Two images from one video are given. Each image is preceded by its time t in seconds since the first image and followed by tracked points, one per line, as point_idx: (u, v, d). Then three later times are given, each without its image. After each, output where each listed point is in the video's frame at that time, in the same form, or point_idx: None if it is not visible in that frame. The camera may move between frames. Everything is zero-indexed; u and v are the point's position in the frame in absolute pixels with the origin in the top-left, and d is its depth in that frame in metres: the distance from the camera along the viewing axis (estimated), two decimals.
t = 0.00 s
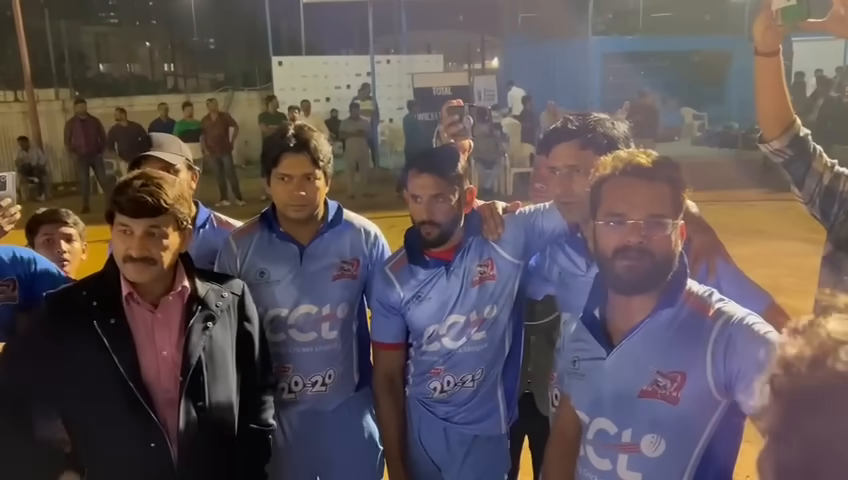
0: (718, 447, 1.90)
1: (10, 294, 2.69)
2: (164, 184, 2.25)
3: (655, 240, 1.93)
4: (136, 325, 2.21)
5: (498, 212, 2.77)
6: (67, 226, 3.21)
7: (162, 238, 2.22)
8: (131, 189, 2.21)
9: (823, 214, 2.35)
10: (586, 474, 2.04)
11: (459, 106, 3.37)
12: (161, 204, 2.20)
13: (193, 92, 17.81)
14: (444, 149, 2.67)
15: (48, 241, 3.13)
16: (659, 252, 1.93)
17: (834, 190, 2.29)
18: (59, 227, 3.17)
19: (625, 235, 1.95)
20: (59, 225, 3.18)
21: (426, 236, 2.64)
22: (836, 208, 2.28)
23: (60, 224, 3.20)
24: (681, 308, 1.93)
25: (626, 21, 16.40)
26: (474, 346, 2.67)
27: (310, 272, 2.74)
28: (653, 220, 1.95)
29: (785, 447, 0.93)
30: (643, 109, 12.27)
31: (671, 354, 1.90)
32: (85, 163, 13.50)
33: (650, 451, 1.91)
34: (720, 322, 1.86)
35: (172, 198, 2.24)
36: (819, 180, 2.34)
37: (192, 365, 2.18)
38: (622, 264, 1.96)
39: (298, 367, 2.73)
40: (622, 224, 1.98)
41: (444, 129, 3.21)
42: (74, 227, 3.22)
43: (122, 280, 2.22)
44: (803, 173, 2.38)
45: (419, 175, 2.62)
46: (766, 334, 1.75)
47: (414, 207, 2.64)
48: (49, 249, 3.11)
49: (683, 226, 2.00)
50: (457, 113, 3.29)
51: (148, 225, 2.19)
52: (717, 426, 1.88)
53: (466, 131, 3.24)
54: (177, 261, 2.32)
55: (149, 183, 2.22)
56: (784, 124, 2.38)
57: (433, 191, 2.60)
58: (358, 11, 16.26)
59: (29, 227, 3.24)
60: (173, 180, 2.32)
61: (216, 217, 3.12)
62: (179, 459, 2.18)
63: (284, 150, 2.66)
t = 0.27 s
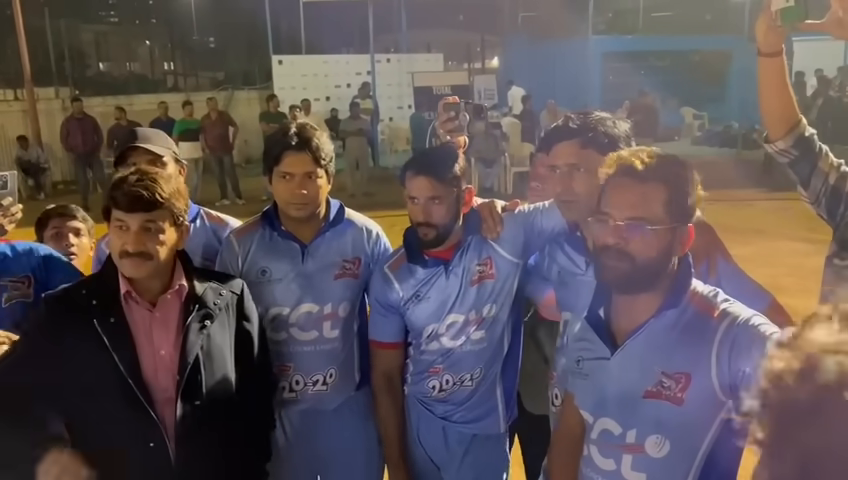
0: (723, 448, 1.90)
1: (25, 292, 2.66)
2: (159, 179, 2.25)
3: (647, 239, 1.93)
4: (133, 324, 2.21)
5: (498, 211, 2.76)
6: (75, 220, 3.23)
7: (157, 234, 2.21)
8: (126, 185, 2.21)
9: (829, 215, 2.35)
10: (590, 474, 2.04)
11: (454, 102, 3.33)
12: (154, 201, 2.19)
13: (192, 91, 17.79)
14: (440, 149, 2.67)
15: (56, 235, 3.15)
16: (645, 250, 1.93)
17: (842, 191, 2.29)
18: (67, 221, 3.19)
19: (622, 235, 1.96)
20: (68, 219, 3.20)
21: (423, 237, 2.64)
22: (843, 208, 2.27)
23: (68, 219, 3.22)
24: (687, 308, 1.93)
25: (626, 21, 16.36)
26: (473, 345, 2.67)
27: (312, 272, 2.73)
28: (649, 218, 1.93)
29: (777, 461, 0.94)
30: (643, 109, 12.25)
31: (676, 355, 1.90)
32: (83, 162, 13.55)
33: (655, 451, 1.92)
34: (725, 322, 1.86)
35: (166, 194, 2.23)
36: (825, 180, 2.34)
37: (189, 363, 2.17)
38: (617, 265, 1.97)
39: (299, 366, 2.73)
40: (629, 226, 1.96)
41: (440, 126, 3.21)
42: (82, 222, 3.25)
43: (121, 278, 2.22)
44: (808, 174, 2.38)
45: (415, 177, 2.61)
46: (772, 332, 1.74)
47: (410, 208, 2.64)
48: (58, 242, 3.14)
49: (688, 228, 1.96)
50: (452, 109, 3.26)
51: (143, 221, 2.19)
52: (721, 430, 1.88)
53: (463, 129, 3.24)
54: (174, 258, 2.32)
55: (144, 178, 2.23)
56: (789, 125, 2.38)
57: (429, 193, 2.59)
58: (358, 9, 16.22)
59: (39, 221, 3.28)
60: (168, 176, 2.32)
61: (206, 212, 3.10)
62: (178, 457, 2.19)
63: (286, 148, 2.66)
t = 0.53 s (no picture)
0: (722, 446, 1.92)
1: (33, 293, 2.60)
2: (155, 179, 2.23)
3: (643, 239, 1.94)
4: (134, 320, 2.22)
5: (498, 210, 2.77)
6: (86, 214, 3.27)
7: (154, 231, 2.20)
8: (121, 184, 2.19)
9: (834, 219, 2.35)
10: (592, 471, 2.05)
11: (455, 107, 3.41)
12: (150, 200, 2.18)
13: (193, 90, 17.80)
14: (437, 148, 2.66)
15: (67, 228, 3.20)
16: (640, 249, 1.93)
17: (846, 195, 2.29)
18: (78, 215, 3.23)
19: (620, 237, 1.97)
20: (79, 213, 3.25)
21: (422, 233, 2.66)
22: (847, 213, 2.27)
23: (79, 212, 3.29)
24: (690, 306, 1.93)
25: (627, 21, 16.35)
26: (471, 343, 2.69)
27: (314, 269, 2.75)
28: (647, 220, 1.94)
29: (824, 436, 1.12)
30: (643, 108, 12.27)
31: (677, 352, 1.91)
32: (84, 160, 13.57)
33: (656, 447, 1.93)
34: (727, 320, 1.87)
35: (162, 191, 2.22)
36: (829, 185, 2.34)
37: (189, 359, 2.18)
38: (615, 264, 1.98)
39: (302, 364, 2.74)
40: (634, 228, 1.95)
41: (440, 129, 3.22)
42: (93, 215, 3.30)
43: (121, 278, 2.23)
44: (811, 179, 2.38)
45: (413, 175, 2.62)
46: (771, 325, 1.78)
47: (410, 205, 2.65)
48: (67, 236, 3.18)
49: (688, 229, 1.95)
50: (452, 115, 3.33)
51: (140, 221, 2.18)
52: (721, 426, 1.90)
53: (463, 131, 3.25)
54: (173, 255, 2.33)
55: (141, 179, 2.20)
56: (789, 133, 2.40)
57: (428, 191, 2.60)
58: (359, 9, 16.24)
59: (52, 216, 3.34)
60: (164, 174, 2.30)
61: (205, 211, 3.11)
62: (179, 453, 2.21)
63: (291, 146, 2.66)
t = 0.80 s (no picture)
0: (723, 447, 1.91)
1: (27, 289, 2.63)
2: (158, 190, 2.17)
3: (640, 237, 1.95)
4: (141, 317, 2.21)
5: (497, 208, 2.78)
6: (96, 214, 3.26)
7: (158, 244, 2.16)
8: (125, 198, 2.13)
9: (835, 222, 2.36)
10: (593, 469, 2.06)
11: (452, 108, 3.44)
12: (154, 212, 2.13)
13: (194, 88, 17.80)
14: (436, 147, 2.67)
15: (74, 228, 3.20)
16: (637, 246, 1.95)
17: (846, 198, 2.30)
18: (86, 214, 3.23)
19: (619, 235, 1.99)
20: (87, 212, 3.24)
21: (422, 232, 2.66)
22: None
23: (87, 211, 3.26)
24: (689, 303, 1.94)
25: (628, 21, 16.35)
26: (471, 340, 2.70)
27: (317, 267, 2.76)
28: (644, 219, 1.96)
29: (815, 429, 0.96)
30: (644, 108, 12.28)
31: (677, 349, 1.92)
32: (87, 157, 13.58)
33: (657, 443, 1.93)
34: (726, 317, 1.87)
35: (166, 204, 2.16)
36: (828, 189, 2.35)
37: (198, 355, 2.20)
38: (614, 262, 1.99)
39: (305, 363, 2.75)
40: (631, 227, 1.97)
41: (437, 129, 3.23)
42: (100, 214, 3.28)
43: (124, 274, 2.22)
44: (810, 185, 2.40)
45: (411, 174, 2.62)
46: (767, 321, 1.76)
47: (410, 204, 2.66)
48: (75, 236, 3.18)
49: (686, 226, 1.97)
50: (450, 115, 3.37)
51: (145, 234, 2.14)
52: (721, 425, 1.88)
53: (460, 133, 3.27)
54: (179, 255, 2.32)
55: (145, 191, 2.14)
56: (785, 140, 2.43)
57: (425, 190, 2.60)
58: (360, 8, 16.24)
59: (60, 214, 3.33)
60: (169, 180, 2.24)
61: (211, 210, 3.12)
62: (193, 447, 2.24)
63: (295, 145, 2.67)
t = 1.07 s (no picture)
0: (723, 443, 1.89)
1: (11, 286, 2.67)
2: (166, 204, 2.08)
3: (633, 233, 1.96)
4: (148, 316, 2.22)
5: (498, 206, 2.79)
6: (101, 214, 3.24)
7: (162, 257, 2.09)
8: (133, 215, 2.05)
9: (833, 224, 2.41)
10: (592, 464, 2.08)
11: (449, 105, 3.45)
12: (161, 229, 2.06)
13: (195, 87, 17.80)
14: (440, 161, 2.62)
15: (79, 229, 3.22)
16: (631, 243, 1.96)
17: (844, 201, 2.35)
18: (91, 215, 3.22)
19: (612, 231, 1.99)
20: (92, 213, 3.23)
21: (429, 247, 2.63)
22: None
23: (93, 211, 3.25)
24: (682, 299, 1.94)
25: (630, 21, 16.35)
26: (474, 338, 2.71)
27: (319, 266, 2.77)
28: (636, 216, 1.95)
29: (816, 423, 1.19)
30: (645, 107, 12.26)
31: (674, 345, 1.92)
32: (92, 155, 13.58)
33: (656, 439, 1.94)
34: (719, 313, 1.87)
35: (173, 219, 2.09)
36: (826, 193, 2.39)
37: (208, 354, 2.23)
38: (608, 258, 2.01)
39: (307, 361, 2.77)
40: (625, 224, 1.97)
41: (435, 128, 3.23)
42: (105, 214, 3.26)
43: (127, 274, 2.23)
44: (808, 188, 2.43)
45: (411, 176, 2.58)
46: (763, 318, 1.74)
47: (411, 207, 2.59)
48: (80, 238, 3.22)
49: (679, 222, 1.97)
50: (447, 112, 3.40)
51: (151, 250, 2.08)
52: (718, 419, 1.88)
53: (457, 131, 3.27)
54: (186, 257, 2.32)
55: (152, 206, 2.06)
56: (782, 146, 2.45)
57: (428, 213, 2.55)
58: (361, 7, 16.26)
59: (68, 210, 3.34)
60: (177, 189, 2.16)
61: (218, 207, 3.13)
62: (203, 438, 2.26)
63: (299, 144, 2.67)
